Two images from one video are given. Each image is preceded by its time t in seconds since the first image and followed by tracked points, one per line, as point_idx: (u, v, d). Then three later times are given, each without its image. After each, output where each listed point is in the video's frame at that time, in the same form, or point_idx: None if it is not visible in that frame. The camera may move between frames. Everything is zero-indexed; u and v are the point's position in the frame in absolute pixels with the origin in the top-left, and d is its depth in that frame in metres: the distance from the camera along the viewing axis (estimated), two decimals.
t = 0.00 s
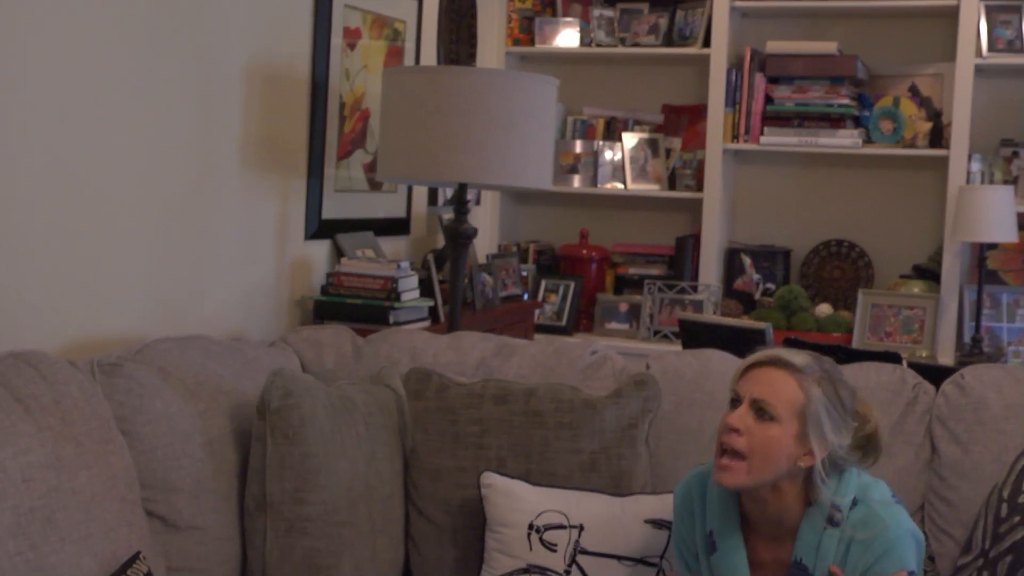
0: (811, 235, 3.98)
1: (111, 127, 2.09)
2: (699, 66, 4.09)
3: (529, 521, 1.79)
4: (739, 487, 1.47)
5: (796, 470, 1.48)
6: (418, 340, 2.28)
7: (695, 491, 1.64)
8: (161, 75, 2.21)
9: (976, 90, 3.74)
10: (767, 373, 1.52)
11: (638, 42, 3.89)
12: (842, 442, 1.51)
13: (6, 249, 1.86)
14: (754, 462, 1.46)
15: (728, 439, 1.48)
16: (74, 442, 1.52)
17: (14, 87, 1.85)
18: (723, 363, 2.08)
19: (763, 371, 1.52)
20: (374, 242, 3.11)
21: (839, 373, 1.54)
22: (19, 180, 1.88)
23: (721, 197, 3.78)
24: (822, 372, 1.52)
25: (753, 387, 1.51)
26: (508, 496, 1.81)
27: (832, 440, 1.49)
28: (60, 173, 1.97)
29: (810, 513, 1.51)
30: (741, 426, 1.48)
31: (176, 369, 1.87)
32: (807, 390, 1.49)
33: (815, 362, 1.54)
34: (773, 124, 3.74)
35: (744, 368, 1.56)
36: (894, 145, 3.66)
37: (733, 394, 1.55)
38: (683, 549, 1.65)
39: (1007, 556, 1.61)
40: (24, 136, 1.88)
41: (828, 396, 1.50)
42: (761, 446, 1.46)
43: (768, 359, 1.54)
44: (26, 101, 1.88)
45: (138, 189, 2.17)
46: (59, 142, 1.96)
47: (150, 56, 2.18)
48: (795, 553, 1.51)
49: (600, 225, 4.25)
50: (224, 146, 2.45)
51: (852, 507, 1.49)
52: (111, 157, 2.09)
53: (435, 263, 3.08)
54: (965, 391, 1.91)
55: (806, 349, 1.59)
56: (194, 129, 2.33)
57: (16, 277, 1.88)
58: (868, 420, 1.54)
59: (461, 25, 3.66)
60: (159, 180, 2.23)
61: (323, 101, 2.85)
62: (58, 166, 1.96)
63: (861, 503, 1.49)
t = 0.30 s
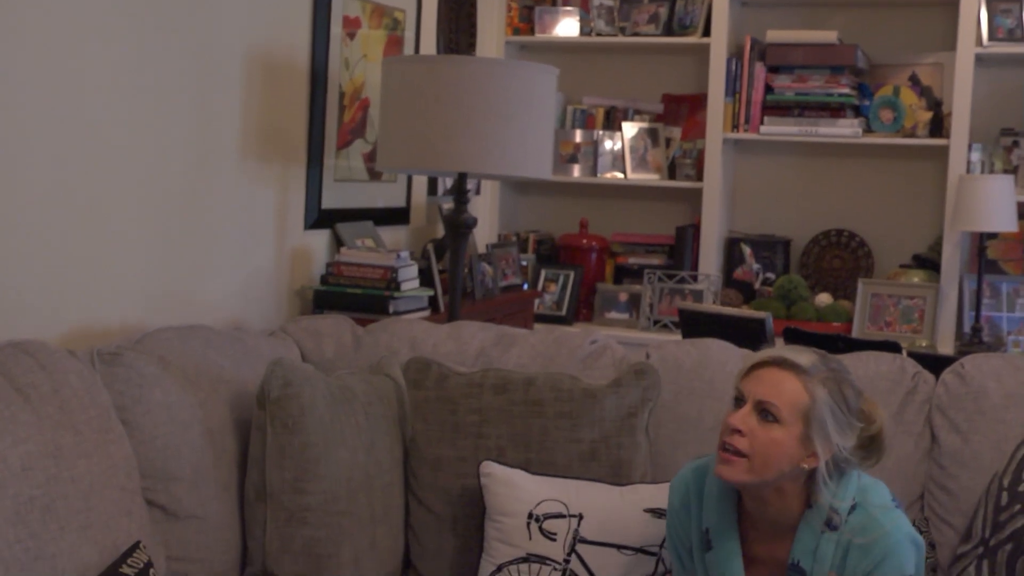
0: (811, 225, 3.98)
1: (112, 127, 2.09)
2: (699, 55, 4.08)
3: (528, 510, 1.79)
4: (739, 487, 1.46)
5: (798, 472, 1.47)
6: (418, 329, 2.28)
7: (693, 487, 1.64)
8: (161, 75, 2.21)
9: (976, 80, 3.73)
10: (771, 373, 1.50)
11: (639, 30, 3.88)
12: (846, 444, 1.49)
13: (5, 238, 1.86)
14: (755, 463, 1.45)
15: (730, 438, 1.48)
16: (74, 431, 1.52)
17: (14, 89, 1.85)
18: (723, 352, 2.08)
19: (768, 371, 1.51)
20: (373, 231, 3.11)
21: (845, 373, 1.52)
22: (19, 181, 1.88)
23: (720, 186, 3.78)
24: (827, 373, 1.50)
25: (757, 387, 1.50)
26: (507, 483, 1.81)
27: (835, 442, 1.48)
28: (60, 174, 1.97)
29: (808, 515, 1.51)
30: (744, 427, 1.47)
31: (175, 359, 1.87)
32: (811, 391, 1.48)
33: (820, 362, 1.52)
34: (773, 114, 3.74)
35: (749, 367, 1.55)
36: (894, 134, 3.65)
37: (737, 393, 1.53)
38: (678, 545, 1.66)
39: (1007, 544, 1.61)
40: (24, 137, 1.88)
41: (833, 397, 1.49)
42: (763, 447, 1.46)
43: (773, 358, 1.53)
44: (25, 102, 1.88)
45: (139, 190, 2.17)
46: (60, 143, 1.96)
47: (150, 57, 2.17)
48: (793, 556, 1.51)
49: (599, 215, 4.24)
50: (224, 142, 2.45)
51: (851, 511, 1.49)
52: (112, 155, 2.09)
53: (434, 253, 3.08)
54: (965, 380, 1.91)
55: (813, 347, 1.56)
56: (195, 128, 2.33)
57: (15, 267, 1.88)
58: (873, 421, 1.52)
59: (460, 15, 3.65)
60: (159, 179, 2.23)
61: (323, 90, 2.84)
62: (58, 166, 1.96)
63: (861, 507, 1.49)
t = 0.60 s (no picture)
0: (811, 213, 3.97)
1: (112, 128, 2.09)
2: (699, 43, 4.07)
3: (528, 497, 1.79)
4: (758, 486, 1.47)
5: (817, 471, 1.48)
6: (417, 317, 2.28)
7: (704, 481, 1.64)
8: (160, 73, 2.21)
9: (976, 67, 3.73)
10: (793, 370, 1.51)
11: (637, 19, 3.85)
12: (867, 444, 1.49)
13: (5, 227, 1.85)
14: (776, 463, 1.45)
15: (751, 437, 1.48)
16: (73, 419, 1.52)
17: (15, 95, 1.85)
18: (723, 340, 2.07)
19: (790, 369, 1.51)
20: (373, 219, 3.10)
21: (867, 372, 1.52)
22: (21, 181, 1.88)
23: (720, 173, 3.77)
24: (850, 371, 1.50)
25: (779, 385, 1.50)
26: (506, 468, 1.81)
27: (856, 442, 1.48)
28: (61, 176, 1.97)
29: (823, 516, 1.52)
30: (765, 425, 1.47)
31: (175, 347, 1.87)
32: (833, 389, 1.48)
33: (844, 360, 1.52)
34: (772, 102, 3.73)
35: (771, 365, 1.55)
36: (894, 122, 3.65)
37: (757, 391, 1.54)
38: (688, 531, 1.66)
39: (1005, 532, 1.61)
40: (25, 140, 1.88)
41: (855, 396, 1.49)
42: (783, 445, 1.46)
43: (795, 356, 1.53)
44: (27, 106, 1.88)
45: (139, 189, 2.18)
46: (60, 144, 1.96)
47: (149, 57, 2.17)
48: (805, 554, 1.53)
49: (598, 202, 4.24)
50: (223, 136, 2.45)
51: (867, 516, 1.49)
52: (112, 152, 2.10)
53: (433, 240, 3.08)
54: (964, 367, 1.91)
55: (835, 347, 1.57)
56: (194, 126, 2.34)
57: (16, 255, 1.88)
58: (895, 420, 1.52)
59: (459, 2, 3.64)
60: (159, 176, 2.23)
61: (321, 78, 2.83)
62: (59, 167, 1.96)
63: (878, 513, 1.49)
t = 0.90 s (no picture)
0: (807, 199, 3.97)
1: (111, 127, 2.10)
2: (695, 28, 4.06)
3: (524, 482, 1.79)
4: (775, 449, 1.50)
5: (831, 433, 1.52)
6: (413, 303, 2.28)
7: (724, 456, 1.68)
8: (158, 72, 2.21)
9: (973, 52, 3.72)
10: (805, 336, 1.54)
11: (633, 4, 3.84)
12: (877, 406, 1.54)
13: None
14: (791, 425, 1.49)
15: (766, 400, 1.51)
16: (68, 405, 1.51)
17: (14, 96, 1.85)
18: (718, 326, 2.07)
19: (801, 334, 1.55)
20: (369, 205, 3.10)
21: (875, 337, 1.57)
22: (18, 174, 1.88)
23: (715, 158, 3.77)
24: (859, 336, 1.55)
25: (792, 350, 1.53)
26: (502, 454, 1.81)
27: (868, 404, 1.53)
28: (60, 176, 1.98)
29: (837, 472, 1.56)
30: (781, 389, 1.51)
31: (170, 332, 1.86)
32: (845, 353, 1.52)
33: (853, 324, 1.57)
34: (768, 87, 3.72)
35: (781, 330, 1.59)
36: (890, 108, 3.64)
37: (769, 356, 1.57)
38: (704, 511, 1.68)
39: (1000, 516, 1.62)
40: (24, 140, 1.88)
41: (865, 360, 1.53)
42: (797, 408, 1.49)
43: (805, 322, 1.57)
44: (25, 106, 1.88)
45: (138, 186, 2.18)
46: (58, 144, 1.96)
47: (145, 54, 2.17)
48: (818, 510, 1.56)
49: (594, 188, 4.23)
50: (219, 127, 2.44)
51: (880, 471, 1.55)
52: (109, 149, 2.10)
53: (429, 226, 3.08)
54: (960, 353, 1.91)
55: (842, 312, 1.61)
56: (191, 120, 2.34)
57: (11, 240, 1.87)
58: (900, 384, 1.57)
59: None
60: (157, 171, 2.24)
61: (316, 64, 2.82)
62: (57, 168, 1.97)
63: (891, 467, 1.55)
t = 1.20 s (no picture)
0: (806, 180, 3.97)
1: (109, 119, 2.09)
2: (694, 8, 4.04)
3: (523, 463, 1.79)
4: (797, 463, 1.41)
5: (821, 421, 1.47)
6: (412, 284, 2.28)
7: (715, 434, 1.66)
8: (155, 62, 2.20)
9: (974, 33, 3.70)
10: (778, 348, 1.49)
11: None
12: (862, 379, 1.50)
13: None
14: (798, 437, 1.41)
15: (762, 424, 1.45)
16: (67, 385, 1.51)
17: (15, 94, 1.85)
18: (717, 306, 2.07)
19: (774, 347, 1.50)
20: (367, 186, 3.09)
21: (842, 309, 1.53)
22: (18, 161, 1.88)
23: (715, 139, 3.76)
24: (830, 321, 1.51)
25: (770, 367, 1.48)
26: (501, 435, 1.81)
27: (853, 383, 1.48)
28: (61, 170, 1.98)
29: (831, 428, 1.51)
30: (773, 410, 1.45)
31: (169, 313, 1.86)
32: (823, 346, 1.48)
33: (818, 316, 1.52)
34: (768, 68, 3.71)
35: (751, 348, 1.54)
36: (890, 89, 3.63)
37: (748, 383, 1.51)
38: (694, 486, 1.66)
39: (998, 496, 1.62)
40: (24, 134, 1.88)
41: (843, 342, 1.49)
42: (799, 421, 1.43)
43: (771, 331, 1.52)
44: (25, 102, 1.88)
45: (137, 177, 2.18)
46: (57, 138, 1.96)
47: (143, 43, 2.16)
48: (812, 464, 1.50)
49: (593, 169, 4.23)
50: (218, 114, 2.44)
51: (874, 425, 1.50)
52: (108, 140, 2.09)
53: (427, 207, 3.07)
54: (958, 334, 1.91)
55: (802, 298, 1.57)
56: (189, 108, 2.33)
57: (10, 221, 1.87)
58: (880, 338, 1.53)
59: None
60: (156, 161, 2.24)
61: (315, 44, 2.80)
62: (57, 163, 1.97)
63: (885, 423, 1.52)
